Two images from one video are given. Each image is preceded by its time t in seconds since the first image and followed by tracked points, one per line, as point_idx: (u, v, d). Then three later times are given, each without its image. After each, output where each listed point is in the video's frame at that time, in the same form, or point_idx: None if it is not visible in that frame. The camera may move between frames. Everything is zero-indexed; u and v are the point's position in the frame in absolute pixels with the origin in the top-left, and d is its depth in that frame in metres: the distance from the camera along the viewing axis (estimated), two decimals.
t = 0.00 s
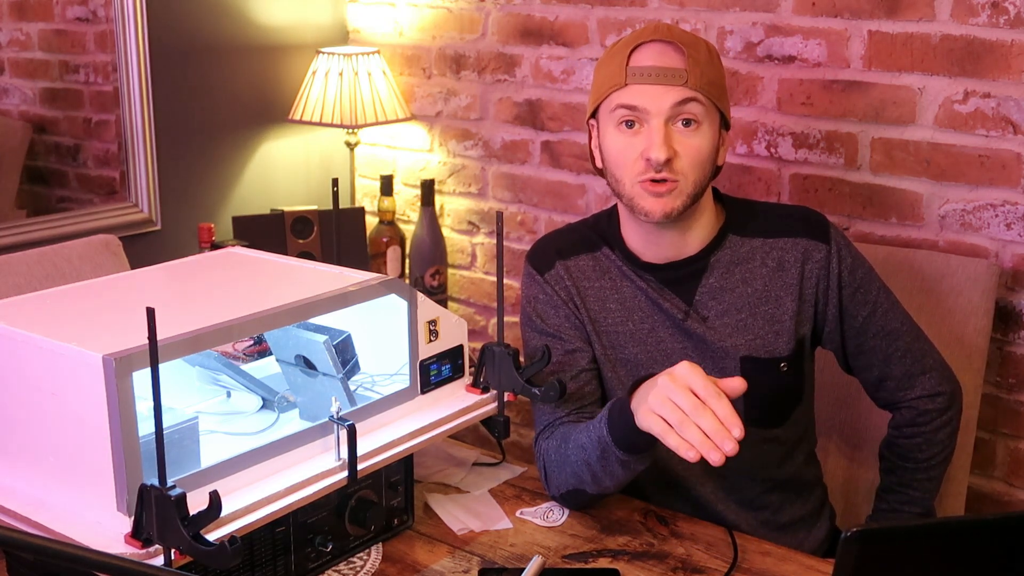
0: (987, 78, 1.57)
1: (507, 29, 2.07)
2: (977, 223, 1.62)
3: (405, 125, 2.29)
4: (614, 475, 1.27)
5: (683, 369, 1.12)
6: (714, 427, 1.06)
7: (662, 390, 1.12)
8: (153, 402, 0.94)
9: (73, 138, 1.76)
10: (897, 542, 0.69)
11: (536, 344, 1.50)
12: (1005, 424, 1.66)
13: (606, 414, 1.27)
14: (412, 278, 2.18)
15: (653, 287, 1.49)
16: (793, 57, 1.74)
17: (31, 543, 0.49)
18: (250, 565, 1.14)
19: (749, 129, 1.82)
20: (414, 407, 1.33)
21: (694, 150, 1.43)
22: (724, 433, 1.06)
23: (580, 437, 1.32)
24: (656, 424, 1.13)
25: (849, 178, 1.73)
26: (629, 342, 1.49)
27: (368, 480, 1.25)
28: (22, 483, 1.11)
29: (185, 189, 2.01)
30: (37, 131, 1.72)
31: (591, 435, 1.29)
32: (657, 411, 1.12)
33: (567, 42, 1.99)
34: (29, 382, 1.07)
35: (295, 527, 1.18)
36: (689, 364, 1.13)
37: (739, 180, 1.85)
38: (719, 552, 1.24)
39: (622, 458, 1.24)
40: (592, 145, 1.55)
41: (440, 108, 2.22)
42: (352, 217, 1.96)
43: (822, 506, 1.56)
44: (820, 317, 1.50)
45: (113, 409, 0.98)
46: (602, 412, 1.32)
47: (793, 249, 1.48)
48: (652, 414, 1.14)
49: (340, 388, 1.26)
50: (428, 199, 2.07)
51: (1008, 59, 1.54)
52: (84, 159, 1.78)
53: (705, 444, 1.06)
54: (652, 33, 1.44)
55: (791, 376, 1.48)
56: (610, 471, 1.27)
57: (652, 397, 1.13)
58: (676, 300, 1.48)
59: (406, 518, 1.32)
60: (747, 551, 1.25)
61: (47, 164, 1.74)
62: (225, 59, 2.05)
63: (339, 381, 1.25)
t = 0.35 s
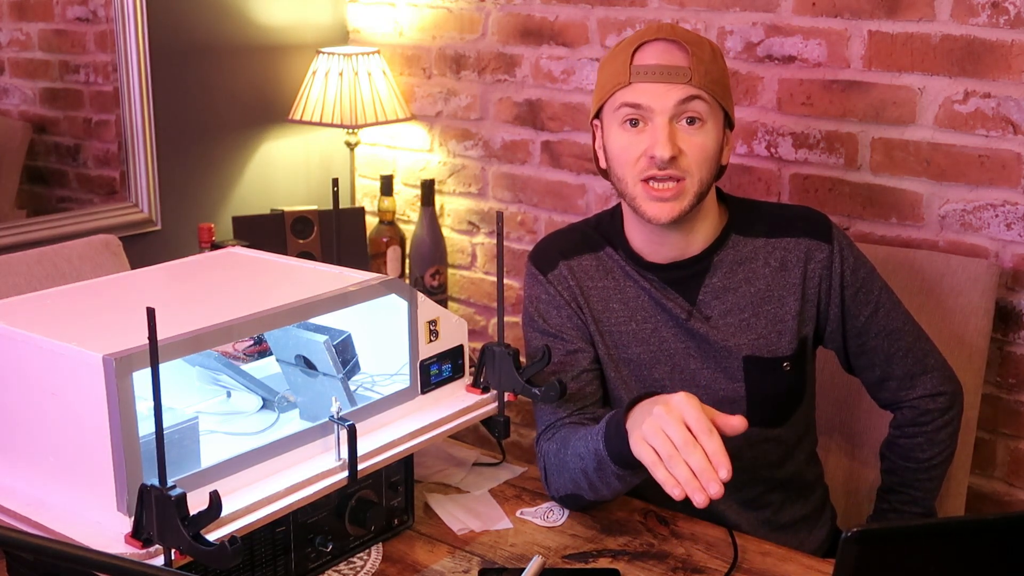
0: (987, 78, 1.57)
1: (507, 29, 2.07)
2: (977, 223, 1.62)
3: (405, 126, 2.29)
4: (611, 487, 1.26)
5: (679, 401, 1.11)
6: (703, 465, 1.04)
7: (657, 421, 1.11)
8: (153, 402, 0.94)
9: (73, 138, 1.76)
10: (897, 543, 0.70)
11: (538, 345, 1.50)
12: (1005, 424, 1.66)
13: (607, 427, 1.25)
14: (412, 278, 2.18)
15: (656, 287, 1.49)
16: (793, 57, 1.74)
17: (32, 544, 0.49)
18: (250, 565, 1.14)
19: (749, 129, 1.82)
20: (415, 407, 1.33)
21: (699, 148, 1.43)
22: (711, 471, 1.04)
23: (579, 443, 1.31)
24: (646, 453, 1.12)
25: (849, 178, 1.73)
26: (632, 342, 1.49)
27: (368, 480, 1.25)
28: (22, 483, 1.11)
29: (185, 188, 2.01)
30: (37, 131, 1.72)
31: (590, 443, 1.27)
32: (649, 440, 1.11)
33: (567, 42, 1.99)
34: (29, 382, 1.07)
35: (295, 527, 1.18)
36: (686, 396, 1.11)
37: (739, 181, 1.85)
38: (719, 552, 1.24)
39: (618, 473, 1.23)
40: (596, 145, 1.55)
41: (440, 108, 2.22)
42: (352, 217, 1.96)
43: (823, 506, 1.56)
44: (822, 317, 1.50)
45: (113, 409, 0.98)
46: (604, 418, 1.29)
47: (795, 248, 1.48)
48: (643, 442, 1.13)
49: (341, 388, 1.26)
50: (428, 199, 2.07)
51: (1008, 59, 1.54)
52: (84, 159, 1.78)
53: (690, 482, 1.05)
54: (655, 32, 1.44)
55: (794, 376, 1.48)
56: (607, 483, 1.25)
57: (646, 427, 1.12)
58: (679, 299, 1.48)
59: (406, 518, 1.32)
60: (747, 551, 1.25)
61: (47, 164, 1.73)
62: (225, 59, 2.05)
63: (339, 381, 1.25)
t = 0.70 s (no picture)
0: (987, 78, 1.57)
1: (507, 29, 2.07)
2: (977, 223, 1.62)
3: (406, 126, 2.29)
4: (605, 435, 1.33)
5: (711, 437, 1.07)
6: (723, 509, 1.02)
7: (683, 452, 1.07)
8: (153, 402, 0.94)
9: (73, 138, 1.76)
10: (897, 543, 0.69)
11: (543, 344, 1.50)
12: (1005, 424, 1.66)
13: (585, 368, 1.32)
14: (412, 278, 2.18)
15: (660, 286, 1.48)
16: (793, 57, 1.74)
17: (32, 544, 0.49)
18: (250, 565, 1.14)
19: (749, 129, 1.82)
20: (414, 407, 1.33)
21: (670, 157, 1.40)
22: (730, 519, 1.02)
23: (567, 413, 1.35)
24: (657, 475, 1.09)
25: (849, 178, 1.73)
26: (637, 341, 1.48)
27: (368, 480, 1.26)
28: (22, 483, 1.11)
29: (185, 188, 2.01)
30: (37, 131, 1.72)
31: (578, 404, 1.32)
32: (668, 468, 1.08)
33: (567, 42, 1.99)
34: (29, 382, 1.07)
35: (296, 527, 1.18)
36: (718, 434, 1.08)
37: (739, 181, 1.85)
38: (719, 552, 1.24)
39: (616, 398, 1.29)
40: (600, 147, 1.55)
41: (440, 108, 2.22)
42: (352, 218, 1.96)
43: (824, 505, 1.57)
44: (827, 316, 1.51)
45: (113, 409, 0.98)
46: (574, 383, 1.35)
47: (801, 247, 1.48)
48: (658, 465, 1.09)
49: (341, 388, 1.25)
50: (428, 199, 2.07)
51: (1008, 59, 1.54)
52: (84, 159, 1.78)
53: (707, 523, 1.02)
54: (632, 40, 1.42)
55: (800, 374, 1.48)
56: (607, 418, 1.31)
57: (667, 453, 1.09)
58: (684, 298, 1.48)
59: (406, 518, 1.32)
60: (748, 551, 1.25)
61: (47, 165, 1.74)
62: (225, 59, 2.05)
63: (340, 381, 1.24)
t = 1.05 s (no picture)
0: (987, 78, 1.57)
1: (507, 28, 2.07)
2: (977, 223, 1.62)
3: (405, 126, 2.29)
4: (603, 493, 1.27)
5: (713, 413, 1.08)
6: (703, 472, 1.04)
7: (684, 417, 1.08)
8: (153, 402, 0.94)
9: (73, 138, 1.76)
10: (898, 542, 0.69)
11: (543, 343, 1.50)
12: (1005, 424, 1.66)
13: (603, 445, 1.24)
14: (412, 278, 2.18)
15: (661, 286, 1.49)
16: (793, 57, 1.74)
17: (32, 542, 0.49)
18: (250, 565, 1.14)
19: (749, 129, 1.82)
20: (415, 407, 1.33)
21: (692, 140, 1.44)
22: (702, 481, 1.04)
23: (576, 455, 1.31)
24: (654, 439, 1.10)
25: (849, 178, 1.73)
26: (636, 341, 1.49)
27: (368, 480, 1.26)
28: (22, 483, 1.11)
29: (185, 189, 2.01)
30: (37, 131, 1.72)
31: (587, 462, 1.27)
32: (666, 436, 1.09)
33: (567, 42, 1.99)
34: (29, 382, 1.07)
35: (296, 528, 1.17)
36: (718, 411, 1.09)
37: (740, 180, 1.85)
38: (718, 552, 1.24)
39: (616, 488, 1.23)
40: (595, 148, 1.55)
41: (440, 108, 2.22)
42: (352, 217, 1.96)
43: (824, 505, 1.57)
44: (825, 315, 1.50)
45: (113, 409, 0.98)
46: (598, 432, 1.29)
47: (799, 247, 1.48)
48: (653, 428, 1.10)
49: (340, 388, 1.25)
50: (428, 199, 2.07)
51: (1008, 59, 1.54)
52: (84, 159, 1.78)
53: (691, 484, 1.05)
54: (641, 31, 1.44)
55: (799, 376, 1.48)
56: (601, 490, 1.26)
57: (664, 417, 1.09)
58: (683, 298, 1.48)
59: (406, 518, 1.32)
60: (747, 551, 1.25)
61: (47, 165, 1.73)
62: (225, 59, 2.05)
63: (340, 381, 1.24)
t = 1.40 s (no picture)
0: (987, 78, 1.57)
1: (507, 28, 2.07)
2: (977, 223, 1.62)
3: (405, 125, 2.29)
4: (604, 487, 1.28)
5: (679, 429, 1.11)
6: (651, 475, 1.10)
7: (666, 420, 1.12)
8: (153, 402, 0.94)
9: (73, 138, 1.76)
10: (898, 542, 0.69)
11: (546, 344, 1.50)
12: (1005, 424, 1.66)
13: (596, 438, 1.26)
14: (412, 278, 2.18)
15: (667, 286, 1.49)
16: (793, 57, 1.74)
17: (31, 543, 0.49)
18: (250, 566, 1.14)
19: (749, 129, 1.82)
20: (415, 407, 1.33)
21: (684, 151, 1.42)
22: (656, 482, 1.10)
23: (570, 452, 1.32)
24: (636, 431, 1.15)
25: (849, 178, 1.73)
26: (641, 342, 1.49)
27: (368, 480, 1.26)
28: (22, 483, 1.11)
29: (185, 188, 2.01)
30: (37, 131, 1.72)
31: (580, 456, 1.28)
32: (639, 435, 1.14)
33: (567, 42, 1.99)
34: (29, 382, 1.07)
35: (296, 528, 1.17)
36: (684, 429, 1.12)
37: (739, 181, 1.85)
38: (718, 552, 1.24)
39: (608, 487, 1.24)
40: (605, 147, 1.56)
41: (440, 108, 2.22)
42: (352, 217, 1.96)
43: (824, 505, 1.57)
44: (831, 318, 1.50)
45: (113, 409, 0.98)
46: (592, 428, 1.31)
47: (806, 249, 1.48)
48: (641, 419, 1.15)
49: (340, 388, 1.25)
50: (428, 199, 2.07)
51: (1008, 59, 1.54)
52: (84, 159, 1.78)
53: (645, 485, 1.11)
54: (645, 36, 1.43)
55: (805, 376, 1.48)
56: (594, 488, 1.26)
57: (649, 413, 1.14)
58: (690, 298, 1.48)
59: (406, 518, 1.32)
60: (748, 551, 1.25)
61: (47, 165, 1.74)
62: (225, 59, 2.05)
63: (340, 380, 1.25)
